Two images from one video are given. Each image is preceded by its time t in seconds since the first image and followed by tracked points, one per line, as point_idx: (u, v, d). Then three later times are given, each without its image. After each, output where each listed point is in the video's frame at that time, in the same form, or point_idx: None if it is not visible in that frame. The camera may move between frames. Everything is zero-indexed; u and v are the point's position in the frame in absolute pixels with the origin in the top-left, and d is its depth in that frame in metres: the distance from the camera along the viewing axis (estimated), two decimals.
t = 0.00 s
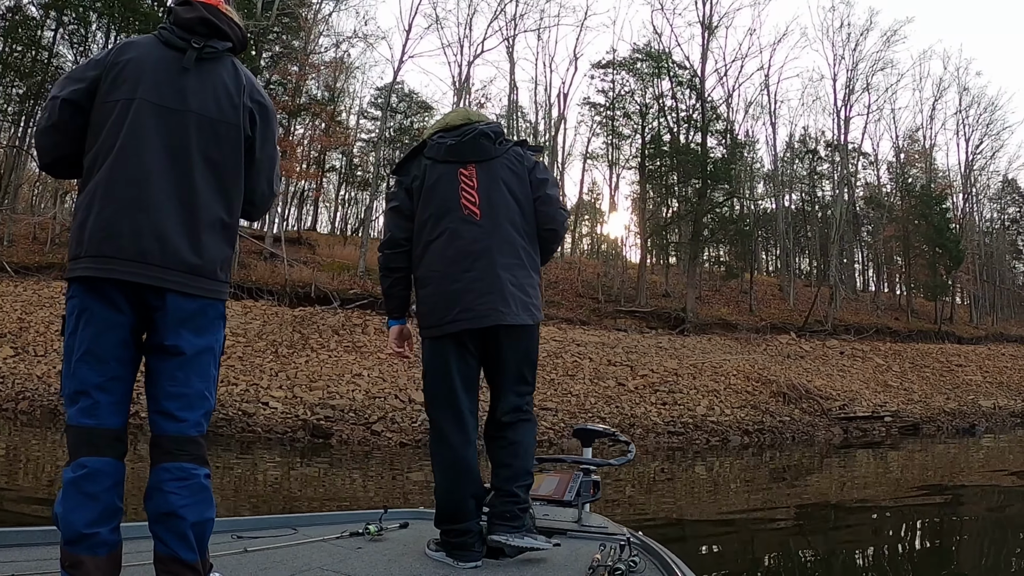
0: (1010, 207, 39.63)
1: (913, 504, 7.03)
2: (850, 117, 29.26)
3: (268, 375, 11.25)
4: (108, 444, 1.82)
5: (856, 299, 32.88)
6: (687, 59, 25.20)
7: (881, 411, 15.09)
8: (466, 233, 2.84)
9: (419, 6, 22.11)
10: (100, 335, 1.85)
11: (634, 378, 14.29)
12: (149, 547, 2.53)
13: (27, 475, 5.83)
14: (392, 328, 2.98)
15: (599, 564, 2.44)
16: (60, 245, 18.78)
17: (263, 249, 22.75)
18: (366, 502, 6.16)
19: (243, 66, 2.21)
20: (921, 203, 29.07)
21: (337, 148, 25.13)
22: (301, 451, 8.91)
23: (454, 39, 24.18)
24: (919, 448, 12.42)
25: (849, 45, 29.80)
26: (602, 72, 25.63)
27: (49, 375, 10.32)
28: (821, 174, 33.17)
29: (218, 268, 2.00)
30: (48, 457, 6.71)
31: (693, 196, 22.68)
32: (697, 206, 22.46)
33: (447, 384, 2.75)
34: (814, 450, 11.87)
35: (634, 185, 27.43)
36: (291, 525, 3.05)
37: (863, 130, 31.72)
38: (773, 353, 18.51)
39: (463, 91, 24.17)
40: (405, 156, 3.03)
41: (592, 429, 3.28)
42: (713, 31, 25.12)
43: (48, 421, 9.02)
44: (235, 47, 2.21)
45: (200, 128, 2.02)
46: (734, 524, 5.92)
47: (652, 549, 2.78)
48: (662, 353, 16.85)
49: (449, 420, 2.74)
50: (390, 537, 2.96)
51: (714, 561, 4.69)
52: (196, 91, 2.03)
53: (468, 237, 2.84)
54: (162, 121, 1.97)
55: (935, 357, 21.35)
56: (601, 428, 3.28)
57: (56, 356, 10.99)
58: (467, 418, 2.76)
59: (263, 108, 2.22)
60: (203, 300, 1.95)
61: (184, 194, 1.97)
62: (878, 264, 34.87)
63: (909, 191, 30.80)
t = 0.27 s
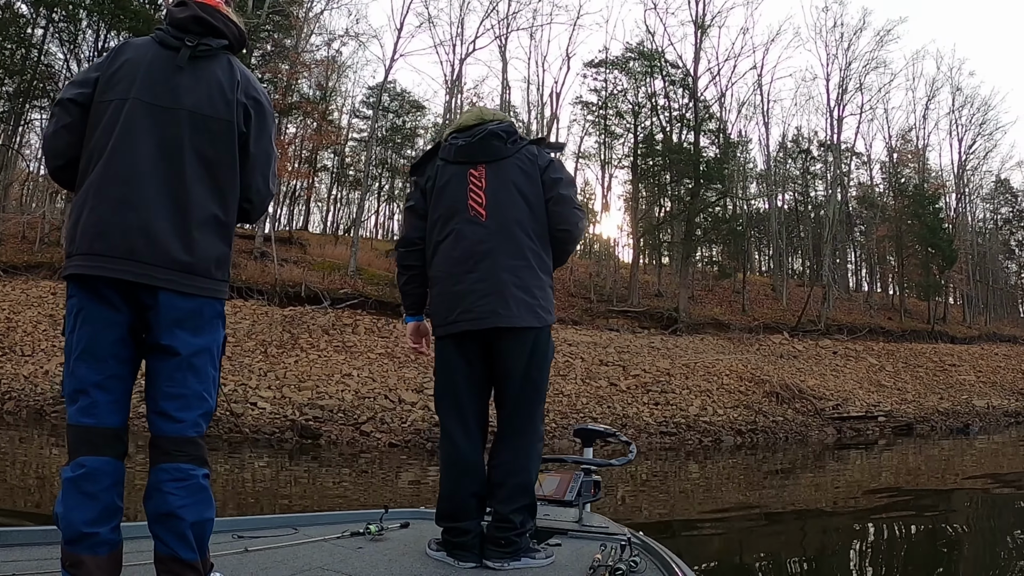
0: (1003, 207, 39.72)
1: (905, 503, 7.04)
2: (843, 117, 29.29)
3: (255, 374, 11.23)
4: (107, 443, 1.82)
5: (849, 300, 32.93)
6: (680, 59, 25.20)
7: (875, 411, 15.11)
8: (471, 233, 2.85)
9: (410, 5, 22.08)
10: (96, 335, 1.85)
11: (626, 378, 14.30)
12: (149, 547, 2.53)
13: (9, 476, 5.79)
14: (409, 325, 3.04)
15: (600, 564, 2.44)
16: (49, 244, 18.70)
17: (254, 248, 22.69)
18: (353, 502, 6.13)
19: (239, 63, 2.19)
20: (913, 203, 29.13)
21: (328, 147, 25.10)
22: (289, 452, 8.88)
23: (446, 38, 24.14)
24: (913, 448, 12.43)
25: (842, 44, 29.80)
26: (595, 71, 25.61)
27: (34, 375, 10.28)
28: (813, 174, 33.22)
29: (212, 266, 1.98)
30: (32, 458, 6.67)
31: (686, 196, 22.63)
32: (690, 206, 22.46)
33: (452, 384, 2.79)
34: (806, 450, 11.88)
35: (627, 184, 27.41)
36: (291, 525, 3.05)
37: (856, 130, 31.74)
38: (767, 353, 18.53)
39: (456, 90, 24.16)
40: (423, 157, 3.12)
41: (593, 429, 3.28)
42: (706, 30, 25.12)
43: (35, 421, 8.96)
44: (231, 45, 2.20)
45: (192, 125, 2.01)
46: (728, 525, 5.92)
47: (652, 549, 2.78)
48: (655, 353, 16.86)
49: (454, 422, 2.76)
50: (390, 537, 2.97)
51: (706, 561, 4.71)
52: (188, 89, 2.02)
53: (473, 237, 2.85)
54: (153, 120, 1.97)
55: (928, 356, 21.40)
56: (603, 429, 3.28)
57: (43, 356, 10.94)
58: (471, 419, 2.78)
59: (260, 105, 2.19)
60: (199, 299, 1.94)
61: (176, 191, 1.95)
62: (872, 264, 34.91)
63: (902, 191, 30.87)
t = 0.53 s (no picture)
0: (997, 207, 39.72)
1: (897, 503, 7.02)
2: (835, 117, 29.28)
3: (243, 374, 11.24)
4: (105, 443, 1.82)
5: (841, 300, 32.91)
6: (672, 58, 25.21)
7: (867, 411, 15.08)
8: (484, 230, 2.90)
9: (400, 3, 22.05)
10: (95, 335, 1.86)
11: (617, 378, 14.30)
12: (148, 547, 2.53)
13: None
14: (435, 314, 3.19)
15: (599, 565, 2.45)
16: (37, 244, 18.62)
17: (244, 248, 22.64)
18: (338, 503, 6.10)
19: (236, 62, 2.18)
20: (906, 203, 29.12)
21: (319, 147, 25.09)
22: (276, 452, 8.85)
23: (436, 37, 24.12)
24: (906, 447, 12.42)
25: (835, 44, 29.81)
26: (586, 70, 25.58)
27: (19, 375, 10.26)
28: (806, 174, 33.17)
29: (210, 265, 1.97)
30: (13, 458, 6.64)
31: (677, 195, 22.59)
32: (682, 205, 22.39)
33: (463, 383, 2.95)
34: (798, 450, 11.87)
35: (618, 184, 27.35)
36: (291, 525, 3.05)
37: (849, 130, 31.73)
38: (758, 353, 18.52)
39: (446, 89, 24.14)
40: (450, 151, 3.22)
41: (592, 429, 3.28)
42: (697, 29, 25.11)
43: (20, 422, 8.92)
44: (229, 45, 2.19)
45: (190, 125, 2.01)
46: (719, 525, 5.91)
47: (651, 550, 2.78)
48: (647, 353, 16.84)
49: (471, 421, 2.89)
50: (390, 537, 2.97)
51: (698, 561, 4.71)
52: (185, 89, 2.02)
53: (485, 234, 2.89)
54: (149, 121, 1.97)
55: (920, 356, 21.39)
56: (602, 429, 3.28)
57: (29, 356, 10.89)
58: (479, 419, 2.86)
59: (258, 104, 2.18)
60: (197, 300, 1.94)
61: (172, 191, 1.95)
62: (865, 264, 34.88)
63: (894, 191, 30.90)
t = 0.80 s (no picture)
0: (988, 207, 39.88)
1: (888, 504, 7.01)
2: (826, 118, 29.33)
3: (231, 374, 11.21)
4: (103, 440, 1.81)
5: (832, 301, 32.98)
6: (664, 57, 25.22)
7: (859, 411, 15.10)
8: (485, 230, 2.92)
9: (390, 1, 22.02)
10: (92, 332, 1.86)
11: (608, 378, 14.31)
12: (147, 545, 2.53)
13: None
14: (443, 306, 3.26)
15: (597, 564, 2.45)
16: (24, 243, 18.51)
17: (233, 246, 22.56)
18: (321, 504, 6.07)
19: (233, 62, 2.18)
20: (897, 203, 29.20)
21: (308, 145, 25.04)
22: (262, 452, 8.82)
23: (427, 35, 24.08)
24: (897, 447, 12.44)
25: (827, 44, 29.86)
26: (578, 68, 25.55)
27: (4, 375, 10.19)
28: (797, 175, 33.22)
29: (206, 262, 1.97)
30: None
31: (668, 194, 22.60)
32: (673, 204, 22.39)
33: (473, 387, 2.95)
34: (789, 450, 11.88)
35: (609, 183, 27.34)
36: (290, 524, 3.05)
37: (839, 131, 31.79)
38: (750, 353, 18.54)
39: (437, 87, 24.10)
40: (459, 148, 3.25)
41: (591, 429, 3.28)
42: (689, 28, 25.12)
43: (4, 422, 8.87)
44: (226, 46, 2.19)
45: (187, 123, 2.00)
46: (711, 525, 5.91)
47: (650, 549, 2.78)
48: (638, 352, 16.84)
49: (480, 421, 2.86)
50: (388, 536, 2.97)
51: (693, 561, 4.72)
52: (181, 87, 2.02)
53: (486, 234, 2.91)
54: (146, 119, 1.96)
55: (912, 356, 21.43)
56: (601, 428, 3.28)
57: (14, 355, 10.83)
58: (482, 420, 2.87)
59: (254, 103, 2.18)
60: (194, 297, 1.93)
61: (169, 188, 1.95)
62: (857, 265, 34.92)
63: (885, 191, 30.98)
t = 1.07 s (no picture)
0: (980, 207, 39.96)
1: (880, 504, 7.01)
2: (818, 117, 29.33)
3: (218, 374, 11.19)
4: (101, 440, 1.81)
5: (824, 301, 32.98)
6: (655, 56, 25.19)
7: (851, 411, 15.09)
8: (479, 236, 2.99)
9: None
10: (90, 331, 1.86)
11: (599, 377, 14.30)
12: (146, 544, 2.53)
13: None
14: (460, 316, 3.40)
15: (595, 564, 2.44)
16: (11, 242, 18.38)
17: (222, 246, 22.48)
18: (306, 505, 6.06)
19: (232, 63, 2.18)
20: (889, 202, 29.27)
21: (299, 143, 25.02)
22: (248, 453, 8.80)
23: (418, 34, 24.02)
24: (888, 447, 12.44)
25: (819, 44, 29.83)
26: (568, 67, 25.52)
27: None
28: (789, 174, 33.19)
29: (205, 262, 1.97)
30: None
31: (659, 194, 22.57)
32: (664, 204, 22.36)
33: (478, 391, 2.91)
34: (781, 450, 11.88)
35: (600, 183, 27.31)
36: (288, 523, 3.05)
37: (831, 131, 31.78)
38: (741, 353, 18.54)
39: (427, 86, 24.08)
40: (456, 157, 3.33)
41: (591, 429, 3.28)
42: (680, 27, 25.09)
43: None
44: (224, 46, 2.19)
45: (187, 122, 2.00)
46: (703, 526, 5.90)
47: (648, 550, 2.77)
48: (630, 352, 16.83)
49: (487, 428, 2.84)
50: (387, 536, 2.96)
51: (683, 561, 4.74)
52: (180, 87, 2.02)
53: (479, 240, 2.98)
54: (145, 118, 1.96)
55: (904, 355, 21.43)
56: (600, 428, 3.27)
57: None
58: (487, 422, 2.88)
59: (253, 104, 2.18)
60: (192, 296, 1.93)
61: (169, 187, 1.95)
62: (850, 264, 34.90)
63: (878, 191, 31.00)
